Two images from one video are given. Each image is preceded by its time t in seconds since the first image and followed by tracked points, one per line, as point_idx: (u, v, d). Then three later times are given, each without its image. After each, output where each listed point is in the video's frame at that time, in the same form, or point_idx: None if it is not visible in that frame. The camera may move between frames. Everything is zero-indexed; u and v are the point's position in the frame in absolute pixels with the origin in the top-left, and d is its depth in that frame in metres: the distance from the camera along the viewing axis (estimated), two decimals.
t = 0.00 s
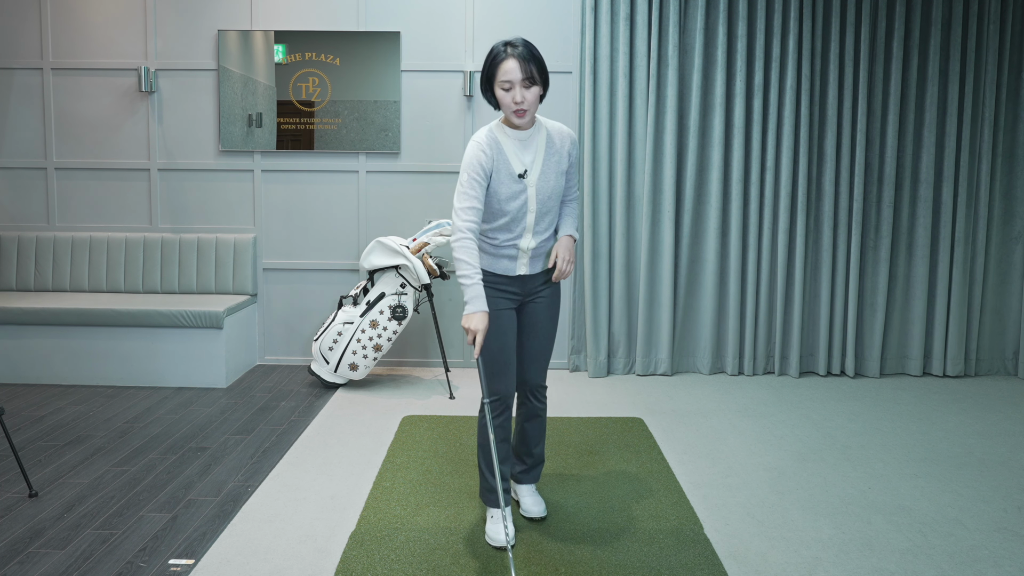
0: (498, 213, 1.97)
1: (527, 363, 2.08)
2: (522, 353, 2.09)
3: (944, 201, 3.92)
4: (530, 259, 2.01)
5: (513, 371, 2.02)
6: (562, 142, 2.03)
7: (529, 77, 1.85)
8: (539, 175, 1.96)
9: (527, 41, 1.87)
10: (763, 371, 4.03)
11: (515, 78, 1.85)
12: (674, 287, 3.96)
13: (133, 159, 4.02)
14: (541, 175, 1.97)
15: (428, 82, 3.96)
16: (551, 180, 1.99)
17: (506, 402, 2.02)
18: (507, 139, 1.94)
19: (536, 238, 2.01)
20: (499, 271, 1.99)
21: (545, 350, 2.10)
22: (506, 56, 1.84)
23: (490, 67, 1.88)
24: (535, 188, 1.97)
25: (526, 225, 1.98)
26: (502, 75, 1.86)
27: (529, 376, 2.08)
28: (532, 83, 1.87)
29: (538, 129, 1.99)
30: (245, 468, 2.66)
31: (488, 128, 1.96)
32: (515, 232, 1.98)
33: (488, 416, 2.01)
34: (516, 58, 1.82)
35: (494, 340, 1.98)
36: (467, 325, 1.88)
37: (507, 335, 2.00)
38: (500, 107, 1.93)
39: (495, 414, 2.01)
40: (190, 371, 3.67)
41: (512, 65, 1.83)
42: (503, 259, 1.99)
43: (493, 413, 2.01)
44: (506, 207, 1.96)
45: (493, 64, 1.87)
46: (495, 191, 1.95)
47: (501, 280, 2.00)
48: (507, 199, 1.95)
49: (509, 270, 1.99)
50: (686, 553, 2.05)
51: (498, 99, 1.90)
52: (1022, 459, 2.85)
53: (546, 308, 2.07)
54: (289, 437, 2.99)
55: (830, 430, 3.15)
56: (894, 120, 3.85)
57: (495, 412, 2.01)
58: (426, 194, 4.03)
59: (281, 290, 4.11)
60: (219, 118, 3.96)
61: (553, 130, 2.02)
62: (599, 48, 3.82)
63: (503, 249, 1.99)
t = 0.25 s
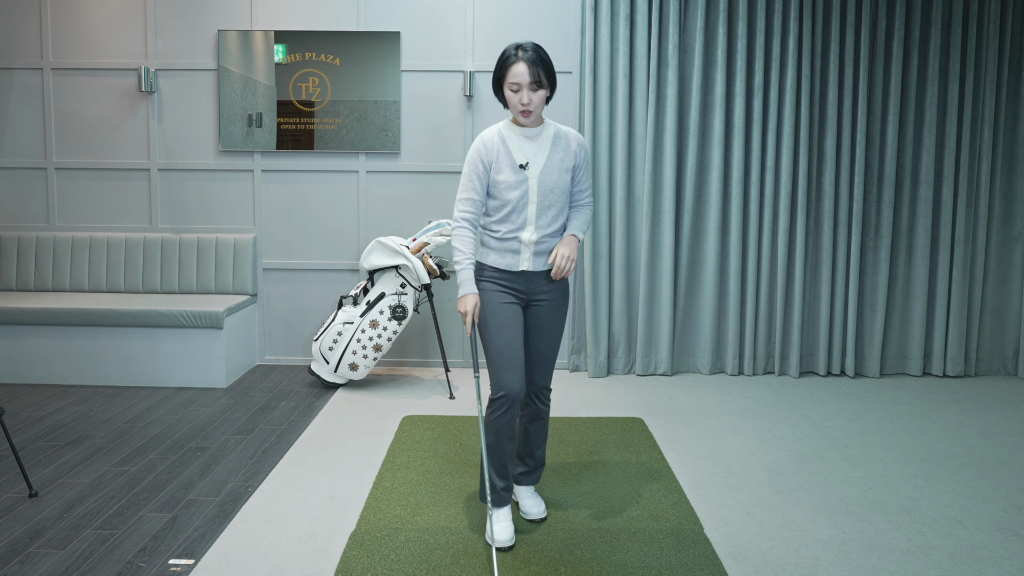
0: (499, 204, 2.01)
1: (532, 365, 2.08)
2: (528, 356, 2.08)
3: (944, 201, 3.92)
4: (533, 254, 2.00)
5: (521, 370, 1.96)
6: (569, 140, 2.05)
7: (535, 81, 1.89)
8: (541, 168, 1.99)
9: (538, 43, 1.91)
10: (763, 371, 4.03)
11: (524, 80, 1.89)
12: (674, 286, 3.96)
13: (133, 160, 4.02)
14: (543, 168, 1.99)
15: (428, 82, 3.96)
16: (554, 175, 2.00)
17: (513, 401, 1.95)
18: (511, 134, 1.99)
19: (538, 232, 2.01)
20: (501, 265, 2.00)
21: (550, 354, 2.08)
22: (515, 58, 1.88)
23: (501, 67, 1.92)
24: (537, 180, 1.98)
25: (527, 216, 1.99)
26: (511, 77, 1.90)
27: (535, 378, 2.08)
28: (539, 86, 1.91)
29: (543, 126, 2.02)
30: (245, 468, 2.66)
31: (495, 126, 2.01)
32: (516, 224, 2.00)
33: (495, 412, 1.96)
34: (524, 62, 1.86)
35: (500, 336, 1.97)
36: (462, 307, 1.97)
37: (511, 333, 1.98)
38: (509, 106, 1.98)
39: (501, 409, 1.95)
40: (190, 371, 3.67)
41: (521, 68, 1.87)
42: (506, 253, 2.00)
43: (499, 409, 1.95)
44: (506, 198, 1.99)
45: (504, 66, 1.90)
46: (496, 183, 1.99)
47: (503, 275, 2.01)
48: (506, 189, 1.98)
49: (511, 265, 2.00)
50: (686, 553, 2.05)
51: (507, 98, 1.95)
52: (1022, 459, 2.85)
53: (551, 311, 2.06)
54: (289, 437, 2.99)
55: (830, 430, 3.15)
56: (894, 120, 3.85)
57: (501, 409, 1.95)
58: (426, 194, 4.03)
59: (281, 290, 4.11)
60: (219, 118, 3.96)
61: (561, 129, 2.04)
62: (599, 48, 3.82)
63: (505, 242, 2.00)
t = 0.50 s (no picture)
0: (500, 202, 2.03)
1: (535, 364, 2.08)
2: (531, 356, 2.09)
3: (944, 201, 3.92)
4: (535, 252, 2.00)
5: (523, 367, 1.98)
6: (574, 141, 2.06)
7: (542, 73, 1.94)
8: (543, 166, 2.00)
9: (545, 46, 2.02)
10: (763, 371, 4.03)
11: (530, 73, 1.95)
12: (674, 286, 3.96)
13: (133, 160, 4.02)
14: (545, 166, 2.00)
15: (429, 82, 3.96)
16: (556, 174, 2.01)
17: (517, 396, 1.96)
18: (514, 132, 2.03)
19: (540, 229, 2.01)
20: (502, 263, 2.01)
21: (553, 353, 2.09)
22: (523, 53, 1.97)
23: (507, 67, 2.00)
24: (538, 177, 1.99)
25: (527, 213, 2.00)
26: (517, 70, 1.97)
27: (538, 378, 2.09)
28: (546, 80, 1.97)
29: (548, 126, 2.04)
30: (245, 468, 2.66)
31: (502, 127, 2.06)
32: (517, 221, 2.01)
33: (497, 411, 1.97)
34: (532, 54, 1.93)
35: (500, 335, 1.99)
36: (450, 297, 2.04)
37: (513, 332, 2.00)
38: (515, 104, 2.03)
39: (504, 407, 1.95)
40: (190, 371, 3.67)
41: (528, 60, 1.95)
42: (508, 252, 2.01)
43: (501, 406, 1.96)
44: (506, 195, 2.01)
45: (511, 63, 1.98)
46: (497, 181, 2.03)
47: (505, 273, 2.01)
48: (506, 186, 2.01)
49: (513, 263, 2.00)
50: (685, 553, 2.05)
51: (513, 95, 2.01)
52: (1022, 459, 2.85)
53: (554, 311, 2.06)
54: (289, 437, 2.99)
55: (830, 430, 3.15)
56: (894, 120, 3.85)
57: (504, 408, 1.96)
58: (426, 194, 4.03)
59: (281, 290, 4.11)
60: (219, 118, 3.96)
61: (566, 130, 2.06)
62: (599, 48, 3.83)
63: (507, 239, 2.01)
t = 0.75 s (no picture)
0: (502, 201, 2.04)
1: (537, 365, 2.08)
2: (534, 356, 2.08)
3: (944, 201, 3.92)
4: (537, 252, 2.00)
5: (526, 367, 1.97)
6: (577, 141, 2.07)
7: (543, 70, 1.97)
8: (545, 166, 2.00)
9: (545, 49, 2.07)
10: (763, 371, 4.03)
11: (530, 71, 1.98)
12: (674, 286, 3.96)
13: (133, 159, 4.02)
14: (547, 166, 2.01)
15: (429, 82, 3.96)
16: (558, 174, 2.02)
17: (519, 397, 1.95)
18: (516, 132, 2.04)
19: (542, 228, 2.01)
20: (505, 262, 2.01)
21: (556, 355, 2.08)
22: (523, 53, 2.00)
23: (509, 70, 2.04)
24: (539, 177, 2.00)
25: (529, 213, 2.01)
26: (518, 70, 2.00)
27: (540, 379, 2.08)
28: (547, 78, 1.99)
29: (550, 127, 2.05)
30: (245, 468, 2.66)
31: (505, 128, 2.07)
32: (519, 220, 2.01)
33: (500, 412, 1.96)
34: (533, 52, 1.96)
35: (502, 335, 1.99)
36: (450, 299, 2.04)
37: (515, 332, 1.99)
38: (517, 105, 2.05)
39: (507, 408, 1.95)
40: (190, 371, 3.67)
41: (529, 59, 1.98)
42: (510, 251, 2.01)
43: (502, 407, 1.96)
44: (507, 194, 2.02)
45: (512, 65, 2.02)
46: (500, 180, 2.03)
47: (508, 273, 2.01)
48: (507, 185, 2.02)
49: (516, 263, 2.00)
50: (685, 552, 2.05)
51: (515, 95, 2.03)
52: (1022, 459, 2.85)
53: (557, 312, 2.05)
54: (289, 437, 2.99)
55: (830, 430, 3.15)
56: (894, 120, 3.85)
57: (506, 408, 1.95)
58: (426, 194, 4.03)
59: (282, 290, 4.11)
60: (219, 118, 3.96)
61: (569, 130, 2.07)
62: (599, 48, 3.83)
63: (509, 239, 2.02)
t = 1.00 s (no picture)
0: (504, 200, 2.04)
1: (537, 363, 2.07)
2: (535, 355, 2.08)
3: (944, 200, 3.92)
4: (538, 250, 2.00)
5: (529, 365, 1.97)
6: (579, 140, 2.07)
7: (542, 70, 1.97)
8: (547, 165, 2.01)
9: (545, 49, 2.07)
10: (763, 371, 4.03)
11: (529, 71, 1.98)
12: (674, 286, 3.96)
13: (133, 160, 4.02)
14: (549, 165, 2.01)
15: (429, 82, 3.96)
16: (560, 173, 2.02)
17: (522, 395, 1.95)
18: (518, 131, 2.04)
19: (543, 227, 2.01)
20: (506, 260, 2.01)
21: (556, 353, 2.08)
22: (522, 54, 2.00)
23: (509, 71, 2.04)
24: (541, 176, 2.00)
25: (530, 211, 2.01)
26: (518, 70, 2.01)
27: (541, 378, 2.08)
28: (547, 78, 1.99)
29: (552, 126, 2.05)
30: (245, 468, 2.66)
31: (507, 128, 2.07)
32: (521, 219, 2.01)
33: (503, 410, 1.96)
34: (531, 52, 1.96)
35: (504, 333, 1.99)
36: (455, 300, 2.05)
37: (517, 329, 1.99)
38: (518, 105, 2.06)
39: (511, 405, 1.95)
40: (190, 371, 3.67)
41: (528, 59, 1.98)
42: (511, 249, 2.01)
43: (505, 405, 1.95)
44: (510, 193, 2.02)
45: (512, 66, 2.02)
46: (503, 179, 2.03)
47: (509, 271, 2.01)
48: (510, 183, 2.02)
49: (517, 261, 2.00)
50: (685, 552, 2.05)
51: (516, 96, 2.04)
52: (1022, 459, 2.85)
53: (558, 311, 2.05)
54: (289, 437, 2.99)
55: (830, 430, 3.15)
56: (894, 120, 3.85)
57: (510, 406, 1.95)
58: (426, 194, 4.03)
59: (281, 290, 4.11)
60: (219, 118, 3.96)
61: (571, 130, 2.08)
62: (599, 48, 3.83)
63: (511, 237, 2.02)
